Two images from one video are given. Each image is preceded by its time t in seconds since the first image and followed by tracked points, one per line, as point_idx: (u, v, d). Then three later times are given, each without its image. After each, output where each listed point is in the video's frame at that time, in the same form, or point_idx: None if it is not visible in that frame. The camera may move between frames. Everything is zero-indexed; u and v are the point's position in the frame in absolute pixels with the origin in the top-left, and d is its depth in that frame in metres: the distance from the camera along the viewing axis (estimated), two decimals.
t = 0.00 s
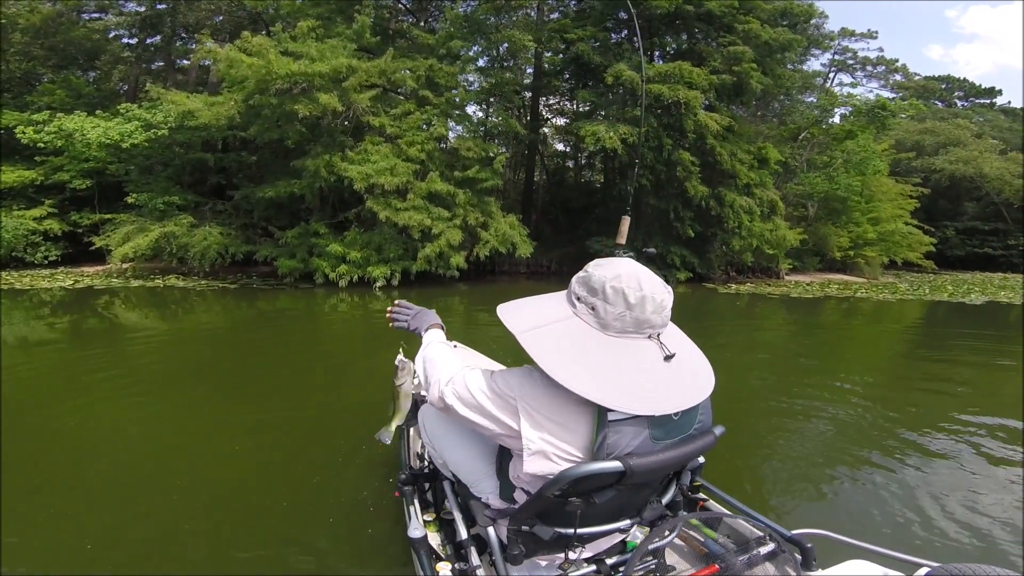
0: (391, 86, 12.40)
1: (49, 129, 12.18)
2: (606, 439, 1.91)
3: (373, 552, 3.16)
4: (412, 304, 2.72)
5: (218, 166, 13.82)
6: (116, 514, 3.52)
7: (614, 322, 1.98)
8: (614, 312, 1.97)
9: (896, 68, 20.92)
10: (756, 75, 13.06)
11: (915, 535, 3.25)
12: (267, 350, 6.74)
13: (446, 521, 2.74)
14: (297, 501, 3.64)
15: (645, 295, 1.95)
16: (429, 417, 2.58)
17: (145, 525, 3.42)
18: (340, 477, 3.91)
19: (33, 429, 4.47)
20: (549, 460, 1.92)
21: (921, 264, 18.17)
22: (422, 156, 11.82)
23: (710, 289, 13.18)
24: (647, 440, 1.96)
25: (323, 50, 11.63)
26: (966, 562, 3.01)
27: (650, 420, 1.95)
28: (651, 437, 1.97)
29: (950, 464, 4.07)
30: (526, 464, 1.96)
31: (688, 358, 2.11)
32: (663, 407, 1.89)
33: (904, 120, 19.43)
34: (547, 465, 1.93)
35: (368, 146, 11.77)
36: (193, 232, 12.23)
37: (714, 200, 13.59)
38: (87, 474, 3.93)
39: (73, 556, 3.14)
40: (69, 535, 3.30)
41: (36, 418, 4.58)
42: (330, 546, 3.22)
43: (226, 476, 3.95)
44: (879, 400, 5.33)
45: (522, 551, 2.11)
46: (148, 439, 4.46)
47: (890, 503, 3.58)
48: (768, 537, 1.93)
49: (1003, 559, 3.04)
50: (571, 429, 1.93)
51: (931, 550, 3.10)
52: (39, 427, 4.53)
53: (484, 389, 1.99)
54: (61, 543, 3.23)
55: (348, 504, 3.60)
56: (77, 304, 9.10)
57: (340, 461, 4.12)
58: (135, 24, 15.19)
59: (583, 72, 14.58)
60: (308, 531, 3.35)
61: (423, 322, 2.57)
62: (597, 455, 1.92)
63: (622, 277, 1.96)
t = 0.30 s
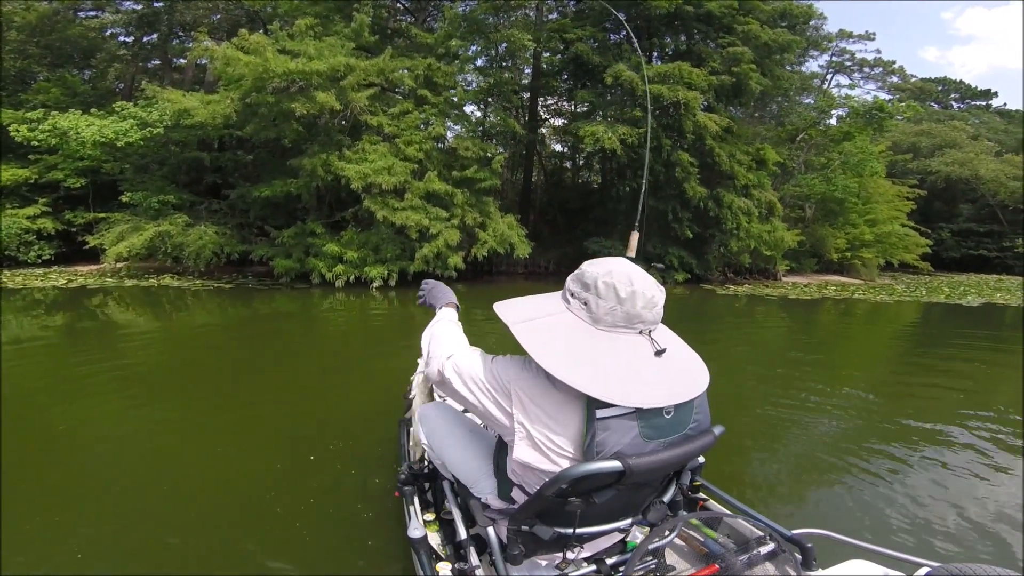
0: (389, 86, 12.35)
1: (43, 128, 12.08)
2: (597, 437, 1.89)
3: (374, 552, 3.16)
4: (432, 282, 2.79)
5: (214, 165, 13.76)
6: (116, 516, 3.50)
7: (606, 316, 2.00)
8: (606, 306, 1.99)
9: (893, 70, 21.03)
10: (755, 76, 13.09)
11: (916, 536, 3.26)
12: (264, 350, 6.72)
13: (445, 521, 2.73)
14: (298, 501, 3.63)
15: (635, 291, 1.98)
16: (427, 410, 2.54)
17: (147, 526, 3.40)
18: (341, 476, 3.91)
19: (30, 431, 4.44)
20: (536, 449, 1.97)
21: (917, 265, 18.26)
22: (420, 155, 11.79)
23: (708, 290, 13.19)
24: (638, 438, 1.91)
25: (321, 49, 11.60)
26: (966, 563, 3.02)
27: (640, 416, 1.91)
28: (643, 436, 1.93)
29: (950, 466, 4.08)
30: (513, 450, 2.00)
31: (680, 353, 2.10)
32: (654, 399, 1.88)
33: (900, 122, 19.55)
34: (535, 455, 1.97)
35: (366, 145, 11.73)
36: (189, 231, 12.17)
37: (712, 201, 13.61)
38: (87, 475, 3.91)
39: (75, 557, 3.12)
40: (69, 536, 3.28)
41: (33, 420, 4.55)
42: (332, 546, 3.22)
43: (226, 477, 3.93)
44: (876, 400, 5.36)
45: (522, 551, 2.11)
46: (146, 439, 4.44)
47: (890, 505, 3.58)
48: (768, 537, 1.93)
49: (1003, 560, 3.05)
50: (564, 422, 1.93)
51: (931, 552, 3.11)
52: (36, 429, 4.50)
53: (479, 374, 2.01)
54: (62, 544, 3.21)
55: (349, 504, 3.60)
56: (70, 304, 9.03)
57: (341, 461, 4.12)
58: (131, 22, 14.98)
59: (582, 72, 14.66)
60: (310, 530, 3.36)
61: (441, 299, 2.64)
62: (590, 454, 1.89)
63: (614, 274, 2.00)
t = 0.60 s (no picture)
0: (388, 85, 12.32)
1: (37, 124, 11.99)
2: (594, 433, 1.87)
3: (375, 552, 3.14)
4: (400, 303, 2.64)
5: (210, 163, 13.69)
6: (116, 517, 3.46)
7: (598, 310, 2.02)
8: (597, 300, 2.02)
9: (891, 74, 21.14)
10: (755, 79, 13.15)
11: (912, 536, 3.29)
12: (259, 350, 6.68)
13: (445, 522, 2.73)
14: (300, 502, 3.61)
15: (623, 284, 2.04)
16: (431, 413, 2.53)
17: (148, 528, 3.37)
18: (342, 477, 3.90)
19: (24, 430, 4.39)
20: (539, 446, 1.92)
21: (912, 269, 18.35)
22: (419, 155, 11.76)
23: (705, 292, 13.21)
24: (635, 433, 1.90)
25: (320, 47, 11.57)
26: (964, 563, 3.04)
27: (637, 410, 1.89)
28: (643, 431, 1.92)
29: (949, 469, 4.10)
30: (514, 451, 1.92)
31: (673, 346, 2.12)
32: (649, 385, 1.89)
33: (897, 126, 19.66)
34: (537, 452, 1.92)
35: (364, 144, 11.71)
36: (184, 229, 12.11)
37: (710, 203, 13.66)
38: (84, 476, 3.86)
39: (75, 559, 3.08)
40: (70, 538, 3.24)
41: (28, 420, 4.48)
42: (335, 546, 3.21)
43: (227, 478, 3.90)
44: (871, 402, 5.40)
45: (522, 551, 2.11)
46: (144, 440, 4.40)
47: (889, 505, 3.61)
48: (768, 537, 1.93)
49: (1001, 560, 3.08)
50: (565, 418, 1.91)
51: (929, 552, 3.14)
52: (31, 429, 4.44)
53: (482, 373, 1.91)
54: (62, 546, 3.18)
55: (350, 504, 3.58)
56: (63, 302, 8.96)
57: (342, 462, 4.11)
58: (129, 19, 14.74)
59: (581, 73, 14.72)
60: (312, 530, 3.35)
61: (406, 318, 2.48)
62: (588, 452, 1.88)
63: (602, 271, 2.05)
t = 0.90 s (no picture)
0: (385, 84, 12.30)
1: (31, 122, 11.93)
2: (601, 427, 1.87)
3: (375, 551, 3.15)
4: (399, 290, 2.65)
5: (205, 162, 13.65)
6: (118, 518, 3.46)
7: (597, 308, 2.02)
8: (596, 298, 2.02)
9: (888, 75, 21.23)
10: (753, 79, 13.17)
11: (912, 536, 3.29)
12: (253, 350, 6.67)
13: (445, 521, 2.73)
14: (302, 502, 3.62)
15: (622, 282, 2.03)
16: (431, 412, 2.53)
17: (150, 528, 3.37)
18: (342, 477, 3.90)
19: (17, 432, 4.37)
20: (545, 430, 1.92)
21: (908, 270, 18.39)
22: (416, 154, 11.74)
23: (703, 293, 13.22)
24: (640, 427, 1.90)
25: (318, 46, 11.55)
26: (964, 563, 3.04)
27: (643, 403, 1.89)
28: (644, 428, 1.91)
29: (948, 469, 4.10)
30: (521, 431, 1.93)
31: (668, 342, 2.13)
32: (650, 381, 1.90)
33: (893, 127, 19.73)
34: (543, 437, 1.92)
35: (361, 143, 11.68)
36: (179, 228, 12.06)
37: (708, 204, 13.70)
38: (85, 477, 3.85)
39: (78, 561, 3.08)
40: (71, 540, 3.23)
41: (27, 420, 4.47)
42: (338, 546, 3.21)
43: (227, 478, 3.90)
44: (868, 402, 5.42)
45: (522, 551, 2.12)
46: (143, 441, 4.39)
47: (888, 505, 3.62)
48: (768, 538, 1.93)
49: (1000, 561, 3.08)
50: (574, 406, 1.90)
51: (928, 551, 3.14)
52: (30, 431, 4.42)
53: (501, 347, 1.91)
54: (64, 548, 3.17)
55: (351, 504, 3.58)
56: (57, 302, 8.91)
57: (343, 461, 4.11)
58: (126, 17, 14.65)
59: (579, 73, 14.77)
60: (314, 529, 3.35)
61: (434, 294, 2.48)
62: (593, 446, 1.89)
63: (601, 270, 2.05)
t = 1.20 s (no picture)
0: (379, 83, 12.26)
1: (19, 125, 11.79)
2: (604, 425, 1.86)
3: (378, 552, 3.14)
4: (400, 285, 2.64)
5: (198, 164, 13.57)
6: (121, 521, 3.45)
7: (597, 307, 2.01)
8: (597, 298, 2.01)
9: (881, 71, 21.34)
10: (749, 75, 13.20)
11: (913, 535, 3.26)
12: (249, 351, 6.67)
13: (446, 522, 2.71)
14: (302, 501, 3.62)
15: (623, 282, 2.02)
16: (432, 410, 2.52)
17: (153, 530, 3.36)
18: (344, 476, 3.91)
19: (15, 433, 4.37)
20: (550, 430, 1.92)
21: (905, 264, 18.47)
22: (412, 153, 11.69)
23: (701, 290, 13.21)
24: (643, 424, 1.89)
25: (310, 45, 11.50)
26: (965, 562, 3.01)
27: (645, 400, 1.89)
28: (644, 428, 1.91)
29: (946, 464, 4.11)
30: (525, 433, 1.94)
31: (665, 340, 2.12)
32: (650, 380, 1.90)
33: (887, 122, 19.82)
34: (548, 437, 1.93)
35: (356, 142, 11.64)
36: (172, 231, 11.98)
37: (706, 201, 13.74)
38: (85, 479, 3.84)
39: (82, 562, 3.07)
40: (74, 542, 3.23)
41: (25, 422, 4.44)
42: (342, 545, 3.21)
43: (225, 478, 3.91)
44: (865, 397, 5.43)
45: (522, 551, 2.10)
46: (141, 442, 4.39)
47: (886, 501, 3.61)
48: (768, 537, 1.92)
49: (1002, 561, 3.05)
50: (578, 403, 1.90)
51: (929, 549, 3.13)
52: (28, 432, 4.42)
53: (503, 353, 1.94)
54: (67, 550, 3.16)
55: (353, 503, 3.59)
56: (49, 306, 8.81)
57: (343, 461, 4.12)
58: (115, 18, 14.51)
59: (575, 70, 14.86)
60: (317, 530, 3.35)
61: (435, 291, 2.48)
62: (597, 445, 1.87)
63: (602, 270, 2.04)
